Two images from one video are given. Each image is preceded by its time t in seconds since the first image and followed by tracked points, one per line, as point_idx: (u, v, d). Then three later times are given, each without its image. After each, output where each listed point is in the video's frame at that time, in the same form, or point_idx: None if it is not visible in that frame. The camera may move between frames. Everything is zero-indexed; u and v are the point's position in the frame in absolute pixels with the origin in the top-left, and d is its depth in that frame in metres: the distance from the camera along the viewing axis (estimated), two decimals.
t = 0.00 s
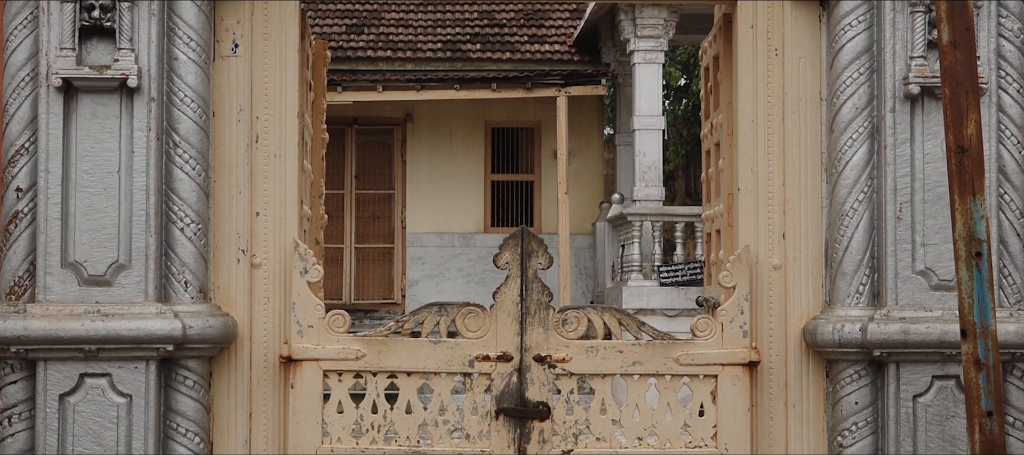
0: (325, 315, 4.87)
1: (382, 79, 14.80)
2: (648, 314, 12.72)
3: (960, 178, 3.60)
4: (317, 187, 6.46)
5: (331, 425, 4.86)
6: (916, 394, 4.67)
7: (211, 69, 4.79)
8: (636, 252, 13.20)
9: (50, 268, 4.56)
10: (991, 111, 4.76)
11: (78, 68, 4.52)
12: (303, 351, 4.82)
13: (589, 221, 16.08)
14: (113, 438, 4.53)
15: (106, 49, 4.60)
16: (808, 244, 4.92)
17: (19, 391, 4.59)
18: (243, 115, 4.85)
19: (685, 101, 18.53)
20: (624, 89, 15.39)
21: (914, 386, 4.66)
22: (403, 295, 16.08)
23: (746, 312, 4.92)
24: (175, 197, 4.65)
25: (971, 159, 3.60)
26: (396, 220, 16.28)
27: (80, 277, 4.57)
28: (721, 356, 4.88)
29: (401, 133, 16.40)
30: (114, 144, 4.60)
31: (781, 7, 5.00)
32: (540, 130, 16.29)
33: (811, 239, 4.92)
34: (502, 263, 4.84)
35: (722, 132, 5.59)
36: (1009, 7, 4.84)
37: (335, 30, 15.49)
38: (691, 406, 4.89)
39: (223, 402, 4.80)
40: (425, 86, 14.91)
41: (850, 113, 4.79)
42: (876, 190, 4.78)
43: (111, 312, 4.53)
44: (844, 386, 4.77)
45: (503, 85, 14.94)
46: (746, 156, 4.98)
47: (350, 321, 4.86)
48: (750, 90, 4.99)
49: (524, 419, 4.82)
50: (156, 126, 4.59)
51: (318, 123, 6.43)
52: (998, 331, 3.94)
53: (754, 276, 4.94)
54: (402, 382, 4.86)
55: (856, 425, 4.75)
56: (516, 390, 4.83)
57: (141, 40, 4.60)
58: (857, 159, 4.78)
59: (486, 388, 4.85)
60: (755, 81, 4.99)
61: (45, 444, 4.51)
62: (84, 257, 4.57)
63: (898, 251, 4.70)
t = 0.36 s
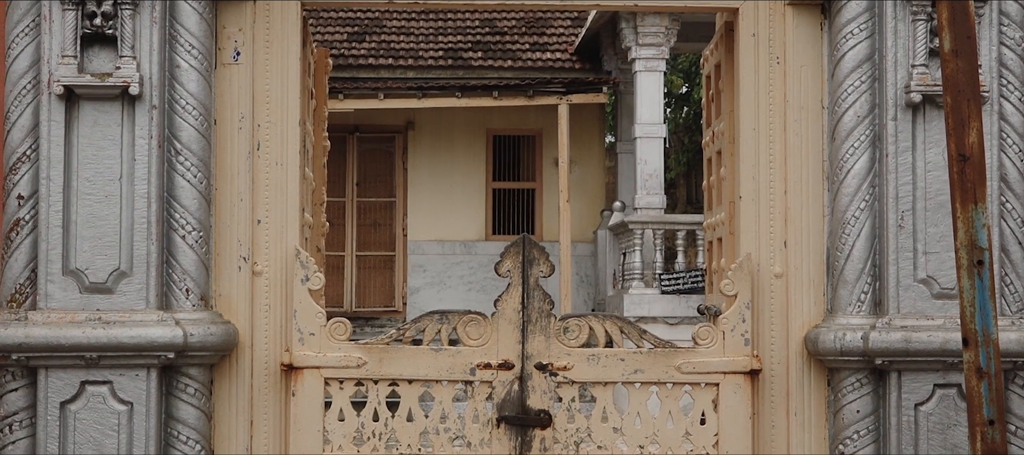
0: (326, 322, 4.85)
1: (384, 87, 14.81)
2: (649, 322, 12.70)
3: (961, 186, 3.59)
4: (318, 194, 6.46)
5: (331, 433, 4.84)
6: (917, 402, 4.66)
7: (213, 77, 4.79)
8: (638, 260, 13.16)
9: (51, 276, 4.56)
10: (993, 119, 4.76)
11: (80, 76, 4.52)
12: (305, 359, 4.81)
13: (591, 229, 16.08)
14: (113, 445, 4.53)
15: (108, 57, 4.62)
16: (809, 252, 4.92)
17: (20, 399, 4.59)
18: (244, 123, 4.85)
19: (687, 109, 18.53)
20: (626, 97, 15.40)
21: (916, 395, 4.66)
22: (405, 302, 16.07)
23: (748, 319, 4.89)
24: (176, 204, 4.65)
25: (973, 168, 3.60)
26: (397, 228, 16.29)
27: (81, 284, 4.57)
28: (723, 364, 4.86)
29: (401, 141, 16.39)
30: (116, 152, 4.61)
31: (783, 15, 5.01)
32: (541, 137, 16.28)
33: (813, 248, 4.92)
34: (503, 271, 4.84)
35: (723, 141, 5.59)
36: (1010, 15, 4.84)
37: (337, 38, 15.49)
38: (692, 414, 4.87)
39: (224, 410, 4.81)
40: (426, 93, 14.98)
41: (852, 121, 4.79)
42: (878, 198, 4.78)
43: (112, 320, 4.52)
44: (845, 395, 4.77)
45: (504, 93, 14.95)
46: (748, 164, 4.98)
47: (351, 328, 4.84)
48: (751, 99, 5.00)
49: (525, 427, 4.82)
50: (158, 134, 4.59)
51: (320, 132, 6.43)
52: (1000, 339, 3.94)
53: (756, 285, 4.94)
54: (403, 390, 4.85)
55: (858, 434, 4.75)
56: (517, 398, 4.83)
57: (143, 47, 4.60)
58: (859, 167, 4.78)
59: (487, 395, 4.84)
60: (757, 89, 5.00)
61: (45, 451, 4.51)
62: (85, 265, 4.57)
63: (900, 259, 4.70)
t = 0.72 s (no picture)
0: (327, 332, 4.85)
1: (385, 97, 14.82)
2: (650, 333, 12.68)
3: (962, 197, 3.59)
4: (320, 204, 6.47)
5: (333, 443, 4.82)
6: (919, 413, 4.66)
7: (215, 87, 4.79)
8: (639, 270, 13.13)
9: (52, 286, 4.55)
10: (993, 129, 4.77)
11: (81, 86, 4.52)
12: (306, 369, 4.81)
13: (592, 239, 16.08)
14: None
15: (110, 67, 4.62)
16: (810, 262, 4.92)
17: (20, 409, 4.59)
18: (246, 133, 4.86)
19: (688, 118, 18.53)
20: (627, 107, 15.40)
21: (917, 405, 4.65)
22: (406, 313, 16.06)
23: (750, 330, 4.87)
24: (177, 215, 4.65)
25: (974, 178, 3.60)
26: (398, 237, 16.25)
27: (82, 295, 4.57)
28: (725, 374, 4.85)
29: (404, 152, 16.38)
30: (118, 162, 4.61)
31: (783, 25, 5.01)
32: (543, 147, 16.30)
33: (814, 258, 4.92)
34: (505, 281, 4.84)
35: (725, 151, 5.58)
36: (1012, 25, 4.85)
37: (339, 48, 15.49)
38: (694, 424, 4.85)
39: (225, 420, 4.80)
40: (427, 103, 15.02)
41: (853, 132, 4.79)
42: (879, 208, 4.78)
43: (113, 330, 4.52)
44: (847, 405, 4.77)
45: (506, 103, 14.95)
46: (749, 174, 4.99)
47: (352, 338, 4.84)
48: (752, 109, 5.01)
49: (526, 437, 4.80)
50: (159, 144, 4.60)
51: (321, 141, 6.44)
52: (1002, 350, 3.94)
53: (758, 295, 4.95)
54: (404, 400, 4.84)
55: (859, 444, 4.74)
56: (518, 408, 4.82)
57: (145, 58, 4.60)
58: (860, 177, 4.78)
59: (488, 406, 4.84)
60: (757, 100, 5.01)
61: None
62: (86, 275, 4.57)
63: (901, 269, 4.70)
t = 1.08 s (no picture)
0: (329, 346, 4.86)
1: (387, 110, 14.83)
2: (652, 346, 12.68)
3: (964, 210, 3.60)
4: (320, 217, 6.47)
5: None
6: (921, 426, 4.65)
7: (216, 100, 4.79)
8: (640, 283, 13.11)
9: (54, 299, 4.56)
10: (994, 143, 4.78)
11: (83, 99, 4.52)
12: (306, 382, 4.81)
13: (594, 252, 16.08)
14: None
15: (111, 80, 4.62)
16: (812, 275, 4.92)
17: (21, 422, 4.58)
18: (247, 146, 4.85)
19: (689, 132, 18.54)
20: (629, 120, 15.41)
21: (919, 419, 4.65)
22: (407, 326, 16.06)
23: (751, 344, 4.88)
24: (179, 228, 4.66)
25: (976, 191, 3.60)
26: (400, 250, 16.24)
27: (83, 308, 4.57)
28: (726, 387, 4.85)
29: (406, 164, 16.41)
30: (119, 175, 4.61)
31: (785, 38, 5.01)
32: (544, 161, 16.32)
33: (816, 271, 4.92)
34: (506, 294, 4.82)
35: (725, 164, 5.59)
36: (1012, 39, 4.84)
37: (340, 61, 15.50)
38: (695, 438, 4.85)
39: (226, 434, 4.79)
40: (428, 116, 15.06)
41: (854, 145, 4.79)
42: (880, 222, 4.78)
43: (114, 343, 4.52)
44: (849, 419, 4.76)
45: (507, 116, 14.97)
46: (750, 187, 4.99)
47: (354, 352, 4.83)
48: (753, 122, 5.01)
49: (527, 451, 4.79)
50: (161, 157, 4.60)
51: (321, 155, 6.44)
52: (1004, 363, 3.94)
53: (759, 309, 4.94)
54: (405, 413, 4.84)
55: None
56: (519, 422, 4.81)
57: (147, 71, 4.60)
58: (861, 191, 4.78)
59: (489, 420, 4.82)
60: (758, 113, 5.01)
61: None
62: (87, 288, 4.57)
63: (902, 282, 4.69)
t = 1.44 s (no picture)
0: (329, 359, 4.85)
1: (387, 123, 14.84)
2: (652, 359, 12.66)
3: (964, 223, 3.61)
4: (320, 230, 6.47)
5: None
6: (921, 440, 4.65)
7: (216, 114, 4.80)
8: (641, 297, 13.12)
9: (53, 313, 4.55)
10: (995, 156, 4.77)
11: (83, 112, 4.53)
12: (306, 395, 4.79)
13: (594, 265, 16.08)
14: None
15: (111, 93, 4.62)
16: (812, 289, 4.92)
17: (21, 436, 4.58)
18: (248, 160, 4.85)
19: (689, 145, 18.54)
20: (629, 133, 15.42)
21: (920, 432, 4.65)
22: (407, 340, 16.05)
23: (752, 357, 4.86)
24: (179, 241, 4.66)
25: (976, 204, 3.61)
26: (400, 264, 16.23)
27: (83, 322, 4.56)
28: (727, 400, 4.83)
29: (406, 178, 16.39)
30: (119, 189, 4.61)
31: (784, 51, 5.01)
32: (545, 174, 16.28)
33: (816, 284, 4.92)
34: (505, 308, 4.83)
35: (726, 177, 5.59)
36: (1012, 52, 4.85)
37: (340, 74, 15.51)
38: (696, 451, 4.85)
39: (226, 447, 4.79)
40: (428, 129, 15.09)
41: (854, 158, 4.80)
42: (880, 235, 4.79)
43: (114, 357, 4.51)
44: (849, 432, 4.76)
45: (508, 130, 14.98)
46: (750, 201, 4.99)
47: (353, 365, 4.83)
48: (753, 135, 5.00)
49: None
50: (161, 171, 4.61)
51: (321, 169, 6.44)
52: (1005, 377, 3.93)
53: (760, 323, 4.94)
54: (405, 427, 4.83)
55: None
56: (519, 436, 4.80)
57: (147, 84, 4.61)
58: (861, 204, 4.78)
59: (489, 433, 4.82)
60: (759, 127, 5.01)
61: None
62: (87, 301, 4.57)
63: (903, 296, 4.69)
